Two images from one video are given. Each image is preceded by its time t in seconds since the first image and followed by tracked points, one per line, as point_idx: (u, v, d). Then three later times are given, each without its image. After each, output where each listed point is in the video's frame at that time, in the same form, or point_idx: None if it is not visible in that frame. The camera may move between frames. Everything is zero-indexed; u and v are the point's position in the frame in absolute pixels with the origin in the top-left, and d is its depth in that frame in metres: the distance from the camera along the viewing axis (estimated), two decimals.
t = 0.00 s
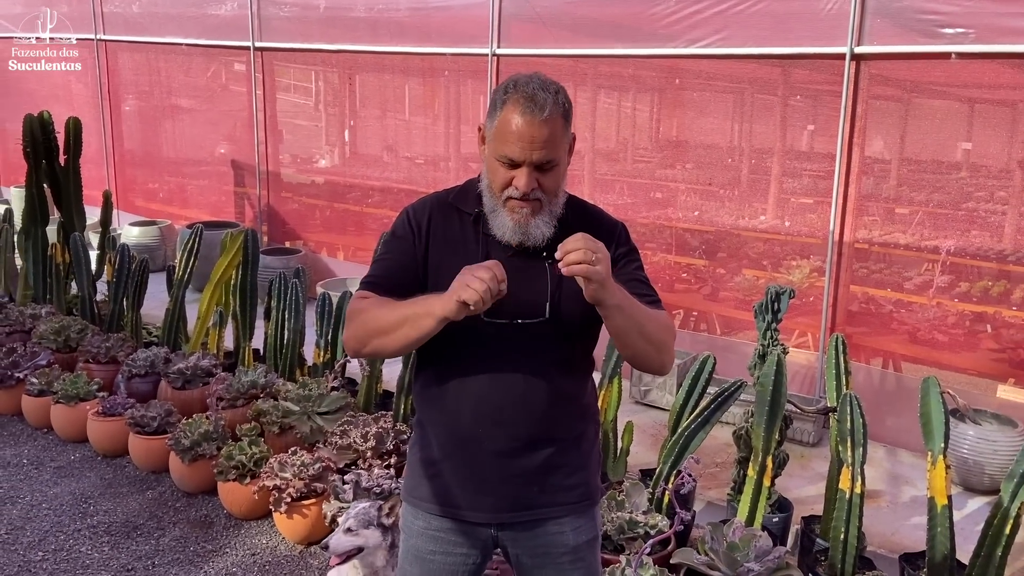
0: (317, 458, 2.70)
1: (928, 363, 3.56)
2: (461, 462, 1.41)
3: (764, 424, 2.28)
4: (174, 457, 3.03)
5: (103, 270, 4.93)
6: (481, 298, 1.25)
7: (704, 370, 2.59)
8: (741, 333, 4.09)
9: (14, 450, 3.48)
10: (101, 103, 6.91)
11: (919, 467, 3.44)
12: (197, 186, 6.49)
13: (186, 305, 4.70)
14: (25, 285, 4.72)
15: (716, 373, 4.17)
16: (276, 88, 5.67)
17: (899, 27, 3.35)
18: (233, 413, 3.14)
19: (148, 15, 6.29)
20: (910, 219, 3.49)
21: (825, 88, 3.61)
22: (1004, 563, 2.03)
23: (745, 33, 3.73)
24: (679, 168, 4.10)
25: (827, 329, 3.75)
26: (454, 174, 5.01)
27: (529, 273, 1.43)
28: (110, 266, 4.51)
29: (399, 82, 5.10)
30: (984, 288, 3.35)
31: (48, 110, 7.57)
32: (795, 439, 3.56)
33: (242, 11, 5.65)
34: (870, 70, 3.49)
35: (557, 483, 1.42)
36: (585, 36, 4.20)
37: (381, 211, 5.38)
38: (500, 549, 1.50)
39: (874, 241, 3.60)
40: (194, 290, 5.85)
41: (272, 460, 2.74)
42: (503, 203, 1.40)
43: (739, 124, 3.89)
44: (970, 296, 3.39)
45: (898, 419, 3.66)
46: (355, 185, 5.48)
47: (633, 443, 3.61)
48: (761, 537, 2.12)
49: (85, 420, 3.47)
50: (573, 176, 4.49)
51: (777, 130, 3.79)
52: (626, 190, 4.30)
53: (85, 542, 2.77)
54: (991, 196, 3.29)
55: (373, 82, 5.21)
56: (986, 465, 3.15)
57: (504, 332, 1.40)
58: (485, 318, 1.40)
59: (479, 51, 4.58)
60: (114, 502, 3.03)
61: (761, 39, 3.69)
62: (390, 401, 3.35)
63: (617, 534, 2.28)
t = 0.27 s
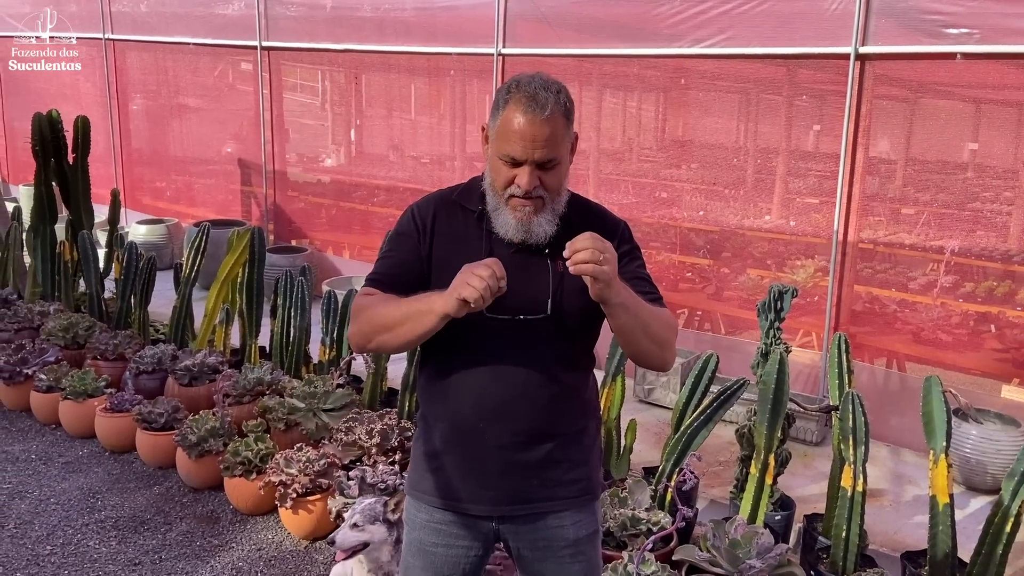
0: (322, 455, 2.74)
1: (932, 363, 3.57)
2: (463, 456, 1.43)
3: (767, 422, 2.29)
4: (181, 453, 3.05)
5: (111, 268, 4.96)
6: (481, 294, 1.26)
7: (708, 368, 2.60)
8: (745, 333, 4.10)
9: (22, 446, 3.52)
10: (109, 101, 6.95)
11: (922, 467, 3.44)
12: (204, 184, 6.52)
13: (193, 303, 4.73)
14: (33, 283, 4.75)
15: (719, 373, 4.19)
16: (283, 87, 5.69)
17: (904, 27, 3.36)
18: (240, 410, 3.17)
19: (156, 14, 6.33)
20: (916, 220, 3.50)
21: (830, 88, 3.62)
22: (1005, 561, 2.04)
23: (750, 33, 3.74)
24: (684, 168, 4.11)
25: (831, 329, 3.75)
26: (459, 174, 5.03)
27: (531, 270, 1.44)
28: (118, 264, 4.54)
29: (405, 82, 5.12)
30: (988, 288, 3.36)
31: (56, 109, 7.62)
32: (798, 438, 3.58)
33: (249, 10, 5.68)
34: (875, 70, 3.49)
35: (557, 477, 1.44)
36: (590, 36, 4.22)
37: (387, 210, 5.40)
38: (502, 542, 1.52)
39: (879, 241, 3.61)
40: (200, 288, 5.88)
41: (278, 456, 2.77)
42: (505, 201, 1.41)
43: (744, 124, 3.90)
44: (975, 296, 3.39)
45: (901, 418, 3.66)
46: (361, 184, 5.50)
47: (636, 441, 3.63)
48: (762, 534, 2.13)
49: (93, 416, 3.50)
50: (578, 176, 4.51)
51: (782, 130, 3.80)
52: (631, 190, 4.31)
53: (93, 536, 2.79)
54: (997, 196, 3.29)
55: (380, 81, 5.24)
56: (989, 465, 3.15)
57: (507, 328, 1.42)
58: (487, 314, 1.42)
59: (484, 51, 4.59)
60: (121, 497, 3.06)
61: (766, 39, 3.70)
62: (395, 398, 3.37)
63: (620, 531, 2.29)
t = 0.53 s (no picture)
0: (327, 451, 2.77)
1: (935, 362, 3.57)
2: (464, 448, 1.45)
3: (768, 420, 2.30)
4: (187, 448, 3.08)
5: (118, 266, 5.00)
6: (473, 206, 1.30)
7: (710, 366, 2.62)
8: (749, 332, 4.11)
9: (30, 442, 3.55)
10: (117, 101, 6.99)
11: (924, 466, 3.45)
12: (211, 183, 6.56)
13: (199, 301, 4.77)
14: (41, 281, 4.79)
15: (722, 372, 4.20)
16: (289, 87, 5.72)
17: (908, 27, 3.37)
18: (245, 406, 3.20)
19: (163, 14, 6.36)
20: (921, 220, 3.50)
21: (834, 88, 3.63)
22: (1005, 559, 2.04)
23: (754, 33, 3.76)
24: (688, 168, 4.12)
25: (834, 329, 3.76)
26: (464, 173, 5.05)
27: (530, 264, 1.46)
28: (125, 262, 4.58)
29: (411, 82, 5.14)
30: (993, 288, 3.36)
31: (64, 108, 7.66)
32: (800, 437, 3.58)
33: (255, 10, 5.71)
34: (878, 70, 3.50)
35: (556, 471, 1.46)
36: (594, 36, 4.23)
37: (392, 209, 5.43)
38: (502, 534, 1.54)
39: (884, 241, 3.62)
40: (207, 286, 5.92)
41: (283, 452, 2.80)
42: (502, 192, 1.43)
43: (749, 124, 3.91)
44: (979, 296, 3.40)
45: (904, 417, 3.66)
46: (366, 183, 5.53)
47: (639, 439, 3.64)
48: (762, 532, 2.15)
49: (100, 412, 3.53)
50: (583, 176, 4.52)
51: (787, 130, 3.81)
52: (636, 190, 4.32)
53: (100, 531, 2.82)
54: (1002, 197, 3.30)
55: (385, 81, 5.26)
56: (991, 464, 3.16)
57: (508, 323, 1.43)
58: (487, 306, 1.44)
59: (489, 51, 4.61)
60: (128, 492, 3.09)
61: (771, 39, 3.72)
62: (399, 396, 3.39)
63: (621, 527, 2.31)
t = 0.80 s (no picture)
0: (330, 448, 2.78)
1: (937, 362, 3.58)
2: (466, 444, 1.47)
3: (768, 418, 2.31)
4: (192, 446, 3.11)
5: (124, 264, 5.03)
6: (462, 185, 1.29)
7: (710, 365, 2.63)
8: (752, 332, 4.12)
9: (37, 439, 3.58)
10: (123, 101, 7.03)
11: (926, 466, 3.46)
12: (216, 183, 6.59)
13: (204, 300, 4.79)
14: (48, 279, 4.82)
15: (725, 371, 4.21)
16: (294, 87, 5.75)
17: (911, 28, 3.38)
18: (250, 404, 3.22)
19: (169, 14, 6.40)
20: (926, 221, 3.50)
21: (838, 88, 3.63)
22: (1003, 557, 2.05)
23: (757, 33, 3.77)
24: (692, 168, 4.14)
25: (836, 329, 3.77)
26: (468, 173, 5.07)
27: (530, 263, 1.47)
28: (131, 261, 4.61)
29: (416, 82, 5.16)
30: (996, 288, 3.36)
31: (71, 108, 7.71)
32: (801, 437, 3.59)
33: (261, 11, 5.74)
34: (881, 70, 3.51)
35: (558, 463, 1.47)
36: (598, 37, 4.25)
37: (396, 209, 5.45)
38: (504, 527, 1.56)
39: (887, 242, 3.62)
40: (212, 285, 5.95)
41: (286, 449, 2.82)
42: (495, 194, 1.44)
43: (752, 124, 3.92)
44: (983, 296, 3.40)
45: (907, 417, 3.67)
46: (371, 183, 5.55)
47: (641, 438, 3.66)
48: (761, 529, 2.15)
49: (106, 409, 3.56)
50: (586, 176, 4.53)
51: (790, 130, 3.82)
52: (640, 190, 4.34)
53: (105, 526, 2.85)
54: (1007, 197, 3.30)
55: (390, 81, 5.28)
56: (991, 463, 3.17)
57: (512, 321, 1.45)
58: (491, 306, 1.44)
59: (493, 51, 4.63)
60: (133, 489, 3.12)
61: (773, 39, 3.73)
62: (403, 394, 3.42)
63: (621, 524, 2.32)
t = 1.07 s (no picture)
0: (333, 446, 2.80)
1: (939, 362, 3.58)
2: (467, 442, 1.48)
3: (768, 416, 2.33)
4: (196, 443, 3.13)
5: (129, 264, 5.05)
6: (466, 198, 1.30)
7: (711, 365, 2.65)
8: (754, 331, 4.13)
9: (42, 436, 3.61)
10: (129, 101, 7.07)
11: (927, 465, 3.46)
12: (221, 183, 6.62)
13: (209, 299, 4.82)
14: (54, 278, 4.85)
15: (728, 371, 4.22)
16: (298, 87, 5.77)
17: (913, 28, 3.39)
18: (253, 403, 3.24)
19: (175, 15, 6.43)
20: (931, 221, 3.50)
21: (841, 88, 3.64)
22: (1002, 555, 2.06)
23: (760, 34, 3.78)
24: (695, 168, 4.15)
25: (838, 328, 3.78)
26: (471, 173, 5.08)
27: (527, 262, 1.49)
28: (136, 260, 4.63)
29: (419, 82, 5.18)
30: (999, 288, 3.37)
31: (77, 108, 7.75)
32: (803, 436, 3.60)
33: (266, 11, 5.77)
34: (882, 70, 3.52)
35: (558, 458, 1.49)
36: (601, 37, 4.26)
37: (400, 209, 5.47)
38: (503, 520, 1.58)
39: (891, 242, 3.63)
40: (216, 284, 5.98)
41: (290, 446, 2.84)
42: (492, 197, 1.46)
43: (756, 124, 3.93)
44: (985, 296, 3.41)
45: (909, 417, 3.67)
46: (375, 183, 5.57)
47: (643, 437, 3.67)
48: (761, 526, 2.15)
49: (111, 407, 3.59)
50: (590, 176, 4.54)
51: (793, 130, 3.83)
52: (644, 190, 4.35)
53: (110, 523, 2.87)
54: (1012, 198, 3.30)
55: (394, 81, 5.30)
56: (993, 463, 3.17)
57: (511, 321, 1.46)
58: (490, 309, 1.45)
59: (497, 51, 4.64)
60: (138, 486, 3.14)
61: (776, 40, 3.74)
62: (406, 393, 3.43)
63: (621, 521, 2.34)
